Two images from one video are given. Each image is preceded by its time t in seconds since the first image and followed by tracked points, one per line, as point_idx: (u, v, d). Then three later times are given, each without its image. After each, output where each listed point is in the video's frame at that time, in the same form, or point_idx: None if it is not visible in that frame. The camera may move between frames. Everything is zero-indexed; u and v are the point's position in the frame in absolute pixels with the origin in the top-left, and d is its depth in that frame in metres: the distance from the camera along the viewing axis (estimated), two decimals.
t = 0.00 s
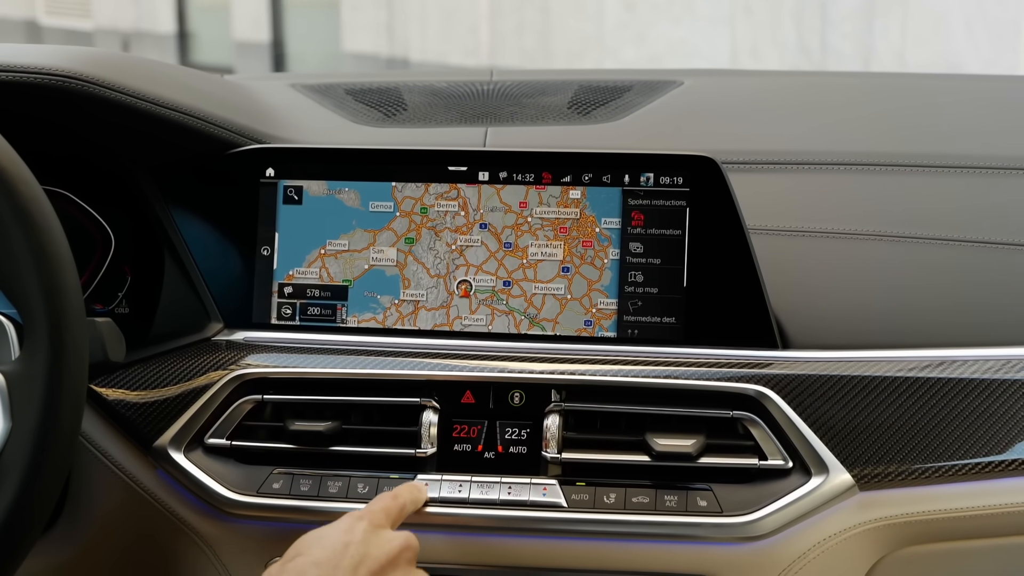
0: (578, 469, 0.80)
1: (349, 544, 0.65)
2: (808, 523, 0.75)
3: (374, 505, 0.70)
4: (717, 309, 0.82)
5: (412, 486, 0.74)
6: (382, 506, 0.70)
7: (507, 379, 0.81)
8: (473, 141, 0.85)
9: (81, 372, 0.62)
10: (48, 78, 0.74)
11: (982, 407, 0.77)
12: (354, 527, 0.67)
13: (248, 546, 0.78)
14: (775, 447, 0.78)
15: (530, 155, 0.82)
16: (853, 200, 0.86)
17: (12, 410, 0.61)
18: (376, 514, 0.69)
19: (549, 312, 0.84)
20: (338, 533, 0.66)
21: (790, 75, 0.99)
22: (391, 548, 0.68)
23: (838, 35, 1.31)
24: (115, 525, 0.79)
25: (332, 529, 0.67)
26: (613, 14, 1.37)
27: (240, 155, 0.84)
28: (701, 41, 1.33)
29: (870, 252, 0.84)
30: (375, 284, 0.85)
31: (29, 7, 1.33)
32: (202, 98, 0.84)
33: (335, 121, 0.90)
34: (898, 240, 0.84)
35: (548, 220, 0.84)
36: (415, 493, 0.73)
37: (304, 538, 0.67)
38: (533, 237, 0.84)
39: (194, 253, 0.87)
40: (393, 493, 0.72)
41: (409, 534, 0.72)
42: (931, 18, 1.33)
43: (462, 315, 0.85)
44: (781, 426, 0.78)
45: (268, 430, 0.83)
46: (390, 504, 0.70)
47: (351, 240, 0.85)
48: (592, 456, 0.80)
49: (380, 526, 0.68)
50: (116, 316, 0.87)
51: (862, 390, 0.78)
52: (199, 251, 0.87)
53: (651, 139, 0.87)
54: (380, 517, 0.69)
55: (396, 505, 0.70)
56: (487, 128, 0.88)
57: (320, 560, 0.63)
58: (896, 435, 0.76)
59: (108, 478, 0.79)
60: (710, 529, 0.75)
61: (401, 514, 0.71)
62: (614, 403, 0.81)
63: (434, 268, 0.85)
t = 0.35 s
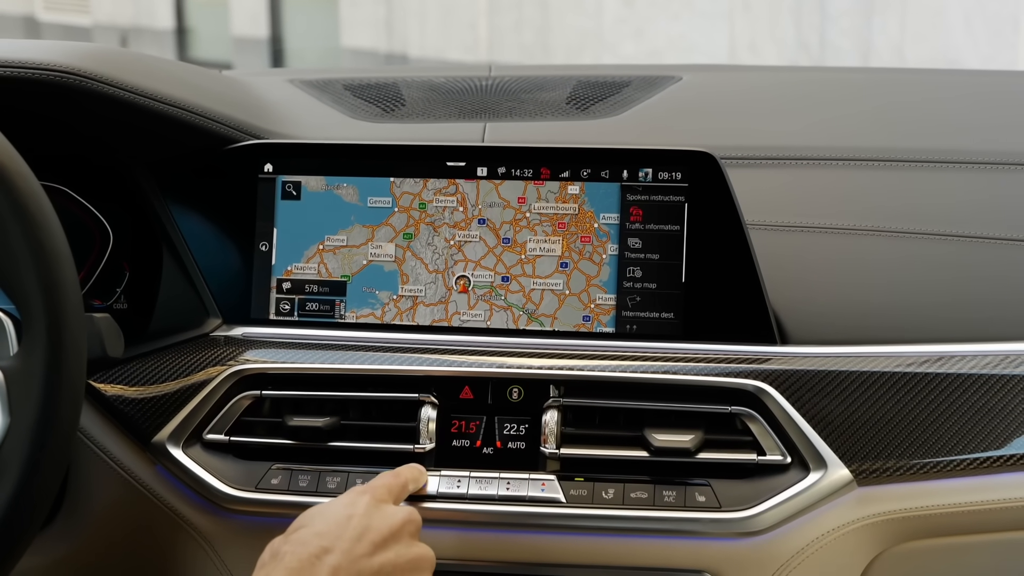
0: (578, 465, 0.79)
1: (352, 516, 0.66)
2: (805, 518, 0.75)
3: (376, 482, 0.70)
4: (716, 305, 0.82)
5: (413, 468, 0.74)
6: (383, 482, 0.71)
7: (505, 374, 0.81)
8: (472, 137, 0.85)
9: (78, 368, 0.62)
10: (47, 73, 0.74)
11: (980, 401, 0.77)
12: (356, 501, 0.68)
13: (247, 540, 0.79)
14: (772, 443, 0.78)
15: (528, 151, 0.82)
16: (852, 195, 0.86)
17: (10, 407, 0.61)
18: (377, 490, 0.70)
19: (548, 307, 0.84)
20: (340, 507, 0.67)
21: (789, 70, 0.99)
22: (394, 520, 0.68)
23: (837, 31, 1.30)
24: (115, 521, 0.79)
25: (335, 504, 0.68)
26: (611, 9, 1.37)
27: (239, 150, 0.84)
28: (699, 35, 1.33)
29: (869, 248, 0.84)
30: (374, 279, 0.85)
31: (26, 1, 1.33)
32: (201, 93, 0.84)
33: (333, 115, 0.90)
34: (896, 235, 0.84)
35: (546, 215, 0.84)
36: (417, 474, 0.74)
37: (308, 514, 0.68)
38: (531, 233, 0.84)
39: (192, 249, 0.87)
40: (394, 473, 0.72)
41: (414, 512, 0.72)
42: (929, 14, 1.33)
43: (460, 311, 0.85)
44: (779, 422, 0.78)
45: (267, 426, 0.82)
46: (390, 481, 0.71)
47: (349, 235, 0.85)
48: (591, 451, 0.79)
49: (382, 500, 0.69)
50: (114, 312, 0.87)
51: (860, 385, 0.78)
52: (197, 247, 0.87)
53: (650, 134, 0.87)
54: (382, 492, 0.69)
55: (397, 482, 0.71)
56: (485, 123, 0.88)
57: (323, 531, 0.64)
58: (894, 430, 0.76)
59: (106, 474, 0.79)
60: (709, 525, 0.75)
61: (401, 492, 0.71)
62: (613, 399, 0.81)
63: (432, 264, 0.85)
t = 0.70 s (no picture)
0: (577, 460, 0.80)
1: (350, 516, 0.66)
2: (805, 513, 0.75)
3: (375, 477, 0.70)
4: (715, 300, 0.82)
5: (414, 461, 0.73)
6: (383, 478, 0.70)
7: (504, 369, 0.81)
8: (471, 132, 0.85)
9: (78, 362, 0.62)
10: (45, 68, 0.73)
11: (979, 396, 0.77)
12: (354, 500, 0.67)
13: (246, 536, 0.79)
14: (772, 437, 0.78)
15: (527, 145, 0.82)
16: (851, 190, 0.86)
17: (9, 402, 0.61)
18: (377, 486, 0.69)
19: (547, 302, 0.84)
20: (339, 505, 0.67)
21: (788, 64, 0.99)
22: (392, 520, 0.67)
23: (835, 25, 1.30)
24: (114, 517, 0.79)
25: (334, 502, 0.67)
26: (610, 5, 1.36)
27: (237, 145, 0.84)
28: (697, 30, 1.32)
29: (869, 243, 0.84)
30: (373, 274, 0.85)
31: None
32: (199, 88, 0.84)
33: (332, 110, 0.90)
34: (895, 230, 0.84)
35: (545, 210, 0.84)
36: (417, 467, 0.73)
37: (307, 511, 0.68)
38: (530, 227, 0.84)
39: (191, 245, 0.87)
40: (395, 466, 0.72)
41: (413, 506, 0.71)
42: (927, 10, 1.33)
43: (459, 305, 0.85)
44: (778, 417, 0.78)
45: (266, 421, 0.82)
46: (391, 476, 0.70)
47: (349, 230, 0.85)
48: (590, 446, 0.80)
49: (381, 498, 0.68)
50: (112, 307, 0.86)
51: (859, 379, 0.78)
52: (196, 241, 0.87)
53: (649, 129, 0.87)
54: (381, 488, 0.69)
55: (397, 478, 0.70)
56: (484, 118, 0.88)
57: (319, 534, 0.64)
58: (893, 425, 0.76)
59: (104, 469, 0.79)
60: (708, 519, 0.75)
61: (402, 486, 0.70)
62: (612, 394, 0.80)
63: (431, 259, 0.85)
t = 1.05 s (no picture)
0: (575, 455, 0.80)
1: (342, 518, 0.65)
2: (803, 509, 0.75)
3: (371, 477, 0.70)
4: (715, 295, 0.82)
5: (411, 462, 0.73)
6: (378, 478, 0.70)
7: (503, 365, 0.81)
8: (471, 127, 0.85)
9: (77, 358, 0.62)
10: (43, 63, 0.73)
11: (979, 391, 0.77)
12: (348, 501, 0.67)
13: (245, 531, 0.79)
14: (772, 432, 0.78)
15: (526, 140, 0.82)
16: (851, 185, 0.86)
17: (8, 397, 0.61)
18: (371, 486, 0.69)
19: (546, 297, 0.84)
20: (332, 507, 0.66)
21: (787, 59, 0.99)
22: (385, 521, 0.67)
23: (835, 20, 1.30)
24: (114, 512, 0.80)
25: (329, 503, 0.67)
26: None
27: (236, 140, 0.84)
28: (697, 25, 1.32)
29: (868, 237, 0.84)
30: (372, 269, 0.85)
31: None
32: (198, 83, 0.83)
33: (331, 105, 0.90)
34: (894, 225, 0.84)
35: (544, 205, 0.84)
36: (415, 468, 0.73)
37: (301, 512, 0.68)
38: (530, 223, 0.84)
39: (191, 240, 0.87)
40: (392, 467, 0.72)
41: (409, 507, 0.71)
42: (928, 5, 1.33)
43: (458, 301, 0.85)
44: (777, 412, 0.78)
45: (265, 416, 0.82)
46: (387, 476, 0.70)
47: (348, 226, 0.85)
48: (588, 441, 0.80)
49: (375, 498, 0.68)
50: (112, 303, 0.86)
51: (859, 374, 0.78)
52: (195, 236, 0.87)
53: (648, 124, 0.87)
54: (375, 488, 0.69)
55: (393, 478, 0.71)
56: (483, 113, 0.88)
57: (310, 537, 0.63)
58: (892, 420, 0.76)
59: (104, 465, 0.79)
60: (707, 514, 0.75)
61: (399, 486, 0.71)
62: (612, 389, 0.81)
63: (430, 254, 0.85)
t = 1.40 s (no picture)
0: (573, 444, 0.80)
1: (312, 552, 0.60)
2: (803, 497, 0.75)
3: (345, 506, 0.65)
4: (713, 284, 0.82)
5: (394, 487, 0.69)
6: (353, 506, 0.66)
7: (501, 353, 0.80)
8: (469, 115, 0.84)
9: (74, 347, 0.61)
10: (40, 52, 0.73)
11: (977, 379, 0.77)
12: (318, 533, 0.62)
13: (245, 520, 0.79)
14: (769, 420, 0.78)
15: (524, 128, 0.82)
16: (850, 173, 0.86)
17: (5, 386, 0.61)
18: (343, 516, 0.64)
19: (545, 286, 0.84)
20: (302, 539, 0.61)
21: (785, 48, 0.99)
22: (355, 555, 0.63)
23: (834, 9, 1.29)
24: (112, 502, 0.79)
25: (299, 534, 0.62)
26: None
27: (233, 129, 0.83)
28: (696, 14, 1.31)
29: (867, 226, 0.84)
30: (369, 258, 0.85)
31: None
32: (195, 72, 0.83)
33: (330, 93, 0.90)
34: (893, 213, 0.84)
35: (542, 193, 0.84)
36: (398, 495, 0.69)
37: (269, 543, 0.62)
38: (528, 211, 0.84)
39: (188, 229, 0.86)
40: (369, 494, 0.68)
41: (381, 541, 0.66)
42: None
43: (456, 290, 0.85)
44: (775, 400, 0.78)
45: (263, 405, 0.83)
46: (363, 503, 0.66)
47: (345, 214, 0.85)
48: (586, 429, 0.80)
49: (346, 529, 0.64)
50: (109, 292, 0.86)
51: (857, 363, 0.78)
52: (193, 225, 0.86)
53: (647, 112, 0.87)
54: (347, 518, 0.64)
55: (368, 506, 0.66)
56: (481, 101, 0.88)
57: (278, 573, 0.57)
58: (890, 408, 0.76)
59: (103, 454, 0.79)
60: (706, 503, 0.75)
61: (373, 515, 0.66)
62: (610, 377, 0.81)
63: (428, 243, 0.85)
